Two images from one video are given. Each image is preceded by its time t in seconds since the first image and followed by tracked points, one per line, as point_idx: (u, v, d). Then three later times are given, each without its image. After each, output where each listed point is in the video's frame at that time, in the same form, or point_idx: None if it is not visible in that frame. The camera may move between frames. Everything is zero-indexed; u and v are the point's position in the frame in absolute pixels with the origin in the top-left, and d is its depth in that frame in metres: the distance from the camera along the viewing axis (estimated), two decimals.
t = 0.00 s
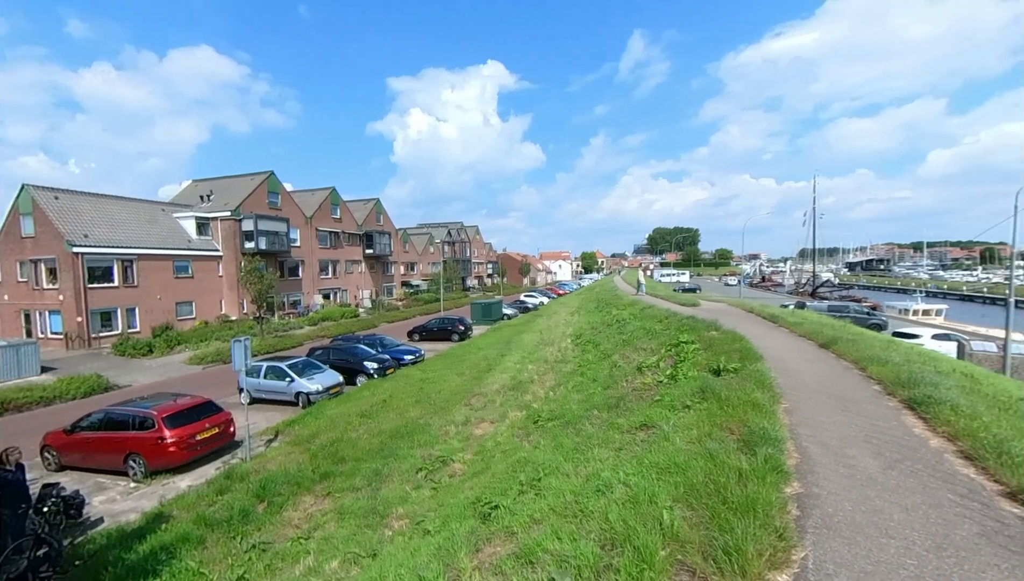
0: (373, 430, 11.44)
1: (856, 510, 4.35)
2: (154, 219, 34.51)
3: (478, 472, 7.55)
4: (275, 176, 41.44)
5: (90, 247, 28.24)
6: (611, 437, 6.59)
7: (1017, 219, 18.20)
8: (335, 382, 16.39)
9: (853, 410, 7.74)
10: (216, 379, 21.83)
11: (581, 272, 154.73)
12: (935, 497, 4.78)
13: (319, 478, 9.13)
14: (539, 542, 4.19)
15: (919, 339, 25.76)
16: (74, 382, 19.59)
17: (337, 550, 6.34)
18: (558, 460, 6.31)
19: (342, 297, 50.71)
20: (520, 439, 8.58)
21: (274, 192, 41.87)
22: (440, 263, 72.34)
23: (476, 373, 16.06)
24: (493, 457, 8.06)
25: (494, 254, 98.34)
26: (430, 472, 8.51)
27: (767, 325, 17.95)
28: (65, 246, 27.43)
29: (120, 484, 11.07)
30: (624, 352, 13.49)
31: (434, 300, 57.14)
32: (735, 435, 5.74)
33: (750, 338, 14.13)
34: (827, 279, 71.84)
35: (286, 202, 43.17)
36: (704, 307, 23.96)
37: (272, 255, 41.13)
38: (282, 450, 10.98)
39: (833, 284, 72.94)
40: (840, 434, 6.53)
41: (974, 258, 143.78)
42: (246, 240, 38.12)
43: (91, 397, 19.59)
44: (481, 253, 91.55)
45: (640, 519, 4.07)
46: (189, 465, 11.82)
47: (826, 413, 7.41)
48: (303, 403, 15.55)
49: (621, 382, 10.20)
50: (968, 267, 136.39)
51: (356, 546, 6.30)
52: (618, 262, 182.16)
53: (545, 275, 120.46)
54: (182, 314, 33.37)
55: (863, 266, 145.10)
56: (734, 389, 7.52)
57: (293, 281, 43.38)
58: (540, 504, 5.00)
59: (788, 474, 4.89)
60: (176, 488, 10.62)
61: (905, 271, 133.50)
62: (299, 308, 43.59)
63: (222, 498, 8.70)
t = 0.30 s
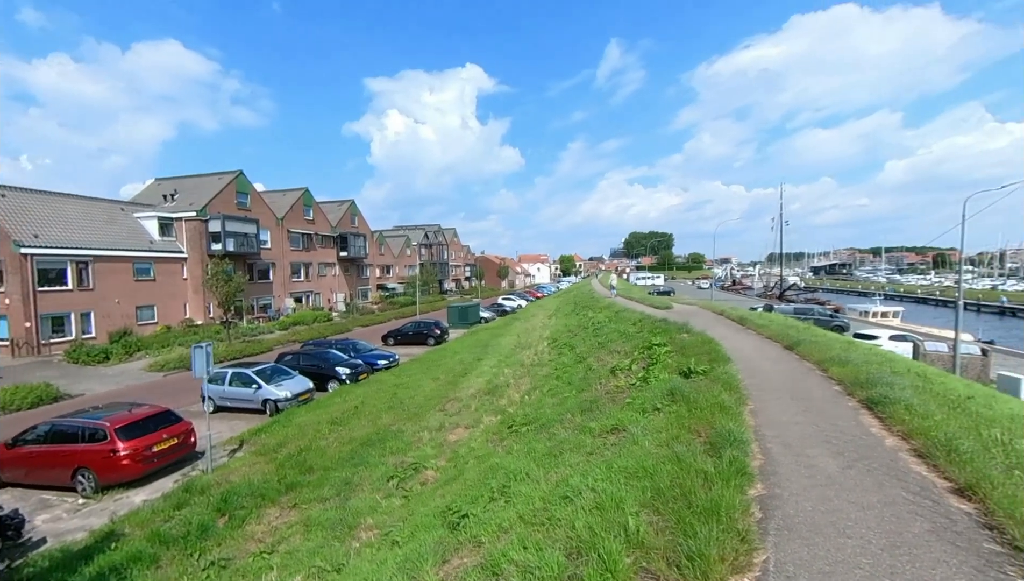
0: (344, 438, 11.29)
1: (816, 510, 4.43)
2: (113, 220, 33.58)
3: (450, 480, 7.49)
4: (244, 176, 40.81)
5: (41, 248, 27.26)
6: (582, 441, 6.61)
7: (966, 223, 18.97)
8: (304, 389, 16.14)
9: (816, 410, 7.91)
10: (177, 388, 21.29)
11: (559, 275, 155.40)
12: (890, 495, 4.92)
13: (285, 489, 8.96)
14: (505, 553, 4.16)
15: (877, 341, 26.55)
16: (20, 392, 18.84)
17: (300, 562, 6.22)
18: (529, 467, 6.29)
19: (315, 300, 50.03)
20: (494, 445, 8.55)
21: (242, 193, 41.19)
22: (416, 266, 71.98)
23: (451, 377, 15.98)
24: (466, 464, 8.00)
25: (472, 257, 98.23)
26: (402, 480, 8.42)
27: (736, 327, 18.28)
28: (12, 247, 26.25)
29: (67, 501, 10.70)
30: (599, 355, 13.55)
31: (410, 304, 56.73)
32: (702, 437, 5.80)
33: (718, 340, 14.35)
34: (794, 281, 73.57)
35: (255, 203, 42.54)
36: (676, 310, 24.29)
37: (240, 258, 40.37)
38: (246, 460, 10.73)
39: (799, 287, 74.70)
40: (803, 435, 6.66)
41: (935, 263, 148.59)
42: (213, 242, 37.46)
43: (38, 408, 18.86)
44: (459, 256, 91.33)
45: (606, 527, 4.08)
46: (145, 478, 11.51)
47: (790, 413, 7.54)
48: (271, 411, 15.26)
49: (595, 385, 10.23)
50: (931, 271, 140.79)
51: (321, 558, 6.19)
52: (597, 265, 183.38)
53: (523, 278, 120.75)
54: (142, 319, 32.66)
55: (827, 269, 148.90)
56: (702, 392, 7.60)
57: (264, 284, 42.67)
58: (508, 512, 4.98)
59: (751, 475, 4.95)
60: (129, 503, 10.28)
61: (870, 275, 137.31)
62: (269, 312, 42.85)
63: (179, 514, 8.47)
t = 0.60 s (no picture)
0: (322, 444, 11.18)
1: (789, 517, 4.48)
2: (86, 218, 33.02)
3: (428, 486, 7.46)
4: (225, 175, 40.48)
5: (10, 246, 26.72)
6: (560, 447, 6.62)
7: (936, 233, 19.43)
8: (282, 393, 15.99)
9: (791, 414, 8.01)
10: (149, 392, 20.96)
11: (546, 280, 155.79)
12: (860, 502, 5.00)
13: (259, 497, 8.85)
14: (476, 563, 4.16)
15: (853, 346, 27.02)
16: None
17: (272, 571, 6.14)
18: (507, 473, 6.28)
19: (297, 302, 49.57)
20: (474, 451, 8.53)
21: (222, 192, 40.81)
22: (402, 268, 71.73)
23: (434, 382, 15.92)
24: (445, 470, 7.98)
25: (458, 260, 98.22)
26: (381, 487, 8.36)
27: (717, 331, 18.47)
28: None
29: (27, 511, 10.47)
30: (582, 359, 13.58)
31: (395, 307, 56.46)
32: (680, 443, 5.82)
33: (699, 345, 14.47)
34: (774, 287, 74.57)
35: (236, 203, 42.17)
36: (659, 315, 24.50)
37: (219, 259, 39.90)
38: (219, 466, 10.59)
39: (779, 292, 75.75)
40: (778, 439, 6.74)
41: (912, 271, 151.45)
42: (191, 242, 37.07)
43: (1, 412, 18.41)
44: (445, 259, 91.19)
45: (578, 535, 4.09)
46: (112, 486, 11.32)
47: (766, 418, 7.62)
48: (247, 415, 15.07)
49: (577, 389, 10.25)
50: (908, 279, 143.38)
51: (295, 567, 6.12)
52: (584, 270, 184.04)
53: (510, 282, 120.90)
54: (115, 320, 32.11)
55: (806, 276, 151.01)
56: (680, 397, 7.65)
57: (244, 285, 42.21)
58: (483, 521, 4.97)
59: (725, 481, 4.98)
60: (92, 513, 10.07)
61: (849, 282, 139.47)
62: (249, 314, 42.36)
63: (145, 523, 8.33)
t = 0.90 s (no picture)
0: (307, 447, 11.13)
1: (770, 521, 4.51)
2: (68, 216, 32.70)
3: (413, 490, 7.45)
4: (213, 174, 40.28)
5: None
6: (545, 450, 6.63)
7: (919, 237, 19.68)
8: (267, 396, 15.92)
9: (775, 417, 8.07)
10: (130, 395, 20.77)
11: (538, 281, 155.96)
12: (842, 506, 5.05)
13: (241, 502, 8.79)
14: (455, 570, 4.16)
15: (838, 348, 27.27)
16: None
17: (252, 576, 6.10)
18: (491, 477, 6.29)
19: (286, 303, 49.34)
20: (461, 454, 8.53)
21: (210, 191, 40.62)
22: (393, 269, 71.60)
23: (423, 384, 15.90)
24: (430, 473, 7.98)
25: (449, 261, 98.13)
26: (366, 490, 8.35)
27: (705, 334, 18.57)
28: None
29: None
30: (572, 361, 13.61)
31: (385, 308, 56.33)
32: (664, 446, 5.85)
33: (687, 347, 14.55)
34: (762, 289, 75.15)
35: (224, 202, 41.97)
36: (648, 317, 24.62)
37: (206, 258, 39.65)
38: (200, 470, 10.51)
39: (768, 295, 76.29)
40: (762, 442, 6.78)
41: (899, 275, 153.05)
42: (176, 241, 36.87)
43: None
44: (437, 260, 91.11)
45: (558, 542, 4.10)
46: (88, 491, 11.19)
47: (751, 421, 7.67)
48: (231, 418, 14.99)
49: (565, 391, 10.26)
50: (896, 282, 144.88)
51: (276, 571, 6.10)
52: (577, 271, 184.41)
53: (502, 283, 120.87)
54: (97, 320, 31.80)
55: (795, 280, 151.98)
56: (666, 399, 7.67)
57: (231, 285, 41.93)
58: (465, 526, 4.97)
59: (709, 485, 5.01)
60: (65, 519, 9.96)
61: (836, 285, 140.67)
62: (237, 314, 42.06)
63: (120, 530, 8.25)
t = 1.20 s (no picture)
0: (282, 453, 10.95)
1: (748, 527, 4.52)
2: (32, 212, 31.82)
3: (390, 497, 7.37)
4: (188, 170, 39.65)
5: None
6: (525, 455, 6.60)
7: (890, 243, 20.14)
8: (240, 400, 15.66)
9: (752, 420, 8.13)
10: (95, 400, 20.27)
11: (523, 283, 156.24)
12: (818, 510, 5.09)
13: (209, 511, 8.60)
14: None
15: (812, 351, 27.71)
16: None
17: None
18: (469, 483, 6.24)
19: (263, 304, 48.67)
20: (440, 459, 8.47)
21: (184, 188, 39.97)
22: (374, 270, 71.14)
23: (404, 387, 15.76)
24: (409, 479, 7.90)
25: (432, 262, 97.76)
26: (341, 497, 8.23)
27: (685, 336, 18.73)
28: None
29: None
30: (553, 364, 13.60)
31: (366, 309, 55.85)
32: (644, 451, 5.84)
33: (668, 350, 14.63)
34: (740, 292, 76.21)
35: (199, 199, 41.34)
36: (631, 319, 24.73)
37: (179, 258, 38.96)
38: (166, 479, 10.29)
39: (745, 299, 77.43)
40: (740, 445, 6.82)
41: (871, 280, 156.94)
42: (148, 239, 36.26)
43: None
44: (420, 261, 90.79)
45: (534, 552, 4.06)
46: (43, 502, 10.87)
47: (729, 424, 7.72)
48: (202, 423, 14.70)
49: (547, 395, 10.24)
50: (870, 287, 148.19)
51: None
52: (560, 274, 185.09)
53: (486, 285, 120.75)
54: (59, 321, 31.00)
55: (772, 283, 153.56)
56: (646, 403, 7.68)
57: (205, 286, 41.25)
58: (440, 535, 4.91)
59: (688, 490, 5.01)
60: (19, 531, 9.63)
61: (811, 289, 143.52)
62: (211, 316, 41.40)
63: (79, 542, 7.99)
